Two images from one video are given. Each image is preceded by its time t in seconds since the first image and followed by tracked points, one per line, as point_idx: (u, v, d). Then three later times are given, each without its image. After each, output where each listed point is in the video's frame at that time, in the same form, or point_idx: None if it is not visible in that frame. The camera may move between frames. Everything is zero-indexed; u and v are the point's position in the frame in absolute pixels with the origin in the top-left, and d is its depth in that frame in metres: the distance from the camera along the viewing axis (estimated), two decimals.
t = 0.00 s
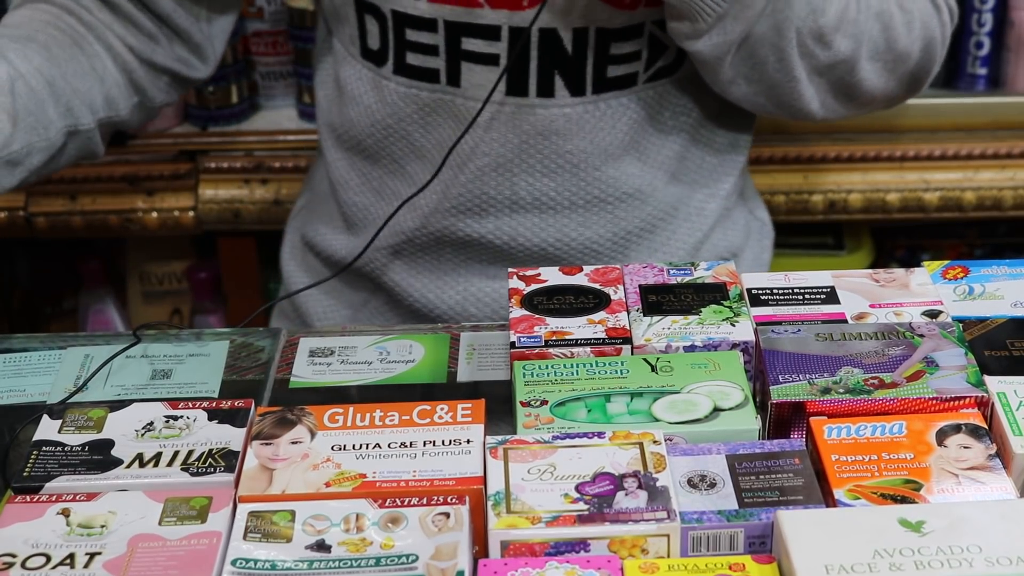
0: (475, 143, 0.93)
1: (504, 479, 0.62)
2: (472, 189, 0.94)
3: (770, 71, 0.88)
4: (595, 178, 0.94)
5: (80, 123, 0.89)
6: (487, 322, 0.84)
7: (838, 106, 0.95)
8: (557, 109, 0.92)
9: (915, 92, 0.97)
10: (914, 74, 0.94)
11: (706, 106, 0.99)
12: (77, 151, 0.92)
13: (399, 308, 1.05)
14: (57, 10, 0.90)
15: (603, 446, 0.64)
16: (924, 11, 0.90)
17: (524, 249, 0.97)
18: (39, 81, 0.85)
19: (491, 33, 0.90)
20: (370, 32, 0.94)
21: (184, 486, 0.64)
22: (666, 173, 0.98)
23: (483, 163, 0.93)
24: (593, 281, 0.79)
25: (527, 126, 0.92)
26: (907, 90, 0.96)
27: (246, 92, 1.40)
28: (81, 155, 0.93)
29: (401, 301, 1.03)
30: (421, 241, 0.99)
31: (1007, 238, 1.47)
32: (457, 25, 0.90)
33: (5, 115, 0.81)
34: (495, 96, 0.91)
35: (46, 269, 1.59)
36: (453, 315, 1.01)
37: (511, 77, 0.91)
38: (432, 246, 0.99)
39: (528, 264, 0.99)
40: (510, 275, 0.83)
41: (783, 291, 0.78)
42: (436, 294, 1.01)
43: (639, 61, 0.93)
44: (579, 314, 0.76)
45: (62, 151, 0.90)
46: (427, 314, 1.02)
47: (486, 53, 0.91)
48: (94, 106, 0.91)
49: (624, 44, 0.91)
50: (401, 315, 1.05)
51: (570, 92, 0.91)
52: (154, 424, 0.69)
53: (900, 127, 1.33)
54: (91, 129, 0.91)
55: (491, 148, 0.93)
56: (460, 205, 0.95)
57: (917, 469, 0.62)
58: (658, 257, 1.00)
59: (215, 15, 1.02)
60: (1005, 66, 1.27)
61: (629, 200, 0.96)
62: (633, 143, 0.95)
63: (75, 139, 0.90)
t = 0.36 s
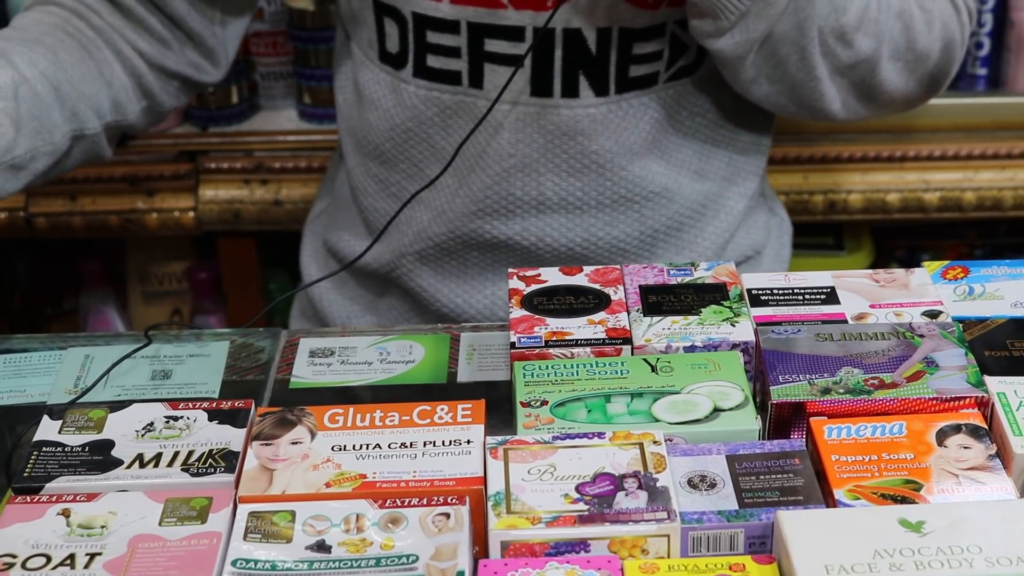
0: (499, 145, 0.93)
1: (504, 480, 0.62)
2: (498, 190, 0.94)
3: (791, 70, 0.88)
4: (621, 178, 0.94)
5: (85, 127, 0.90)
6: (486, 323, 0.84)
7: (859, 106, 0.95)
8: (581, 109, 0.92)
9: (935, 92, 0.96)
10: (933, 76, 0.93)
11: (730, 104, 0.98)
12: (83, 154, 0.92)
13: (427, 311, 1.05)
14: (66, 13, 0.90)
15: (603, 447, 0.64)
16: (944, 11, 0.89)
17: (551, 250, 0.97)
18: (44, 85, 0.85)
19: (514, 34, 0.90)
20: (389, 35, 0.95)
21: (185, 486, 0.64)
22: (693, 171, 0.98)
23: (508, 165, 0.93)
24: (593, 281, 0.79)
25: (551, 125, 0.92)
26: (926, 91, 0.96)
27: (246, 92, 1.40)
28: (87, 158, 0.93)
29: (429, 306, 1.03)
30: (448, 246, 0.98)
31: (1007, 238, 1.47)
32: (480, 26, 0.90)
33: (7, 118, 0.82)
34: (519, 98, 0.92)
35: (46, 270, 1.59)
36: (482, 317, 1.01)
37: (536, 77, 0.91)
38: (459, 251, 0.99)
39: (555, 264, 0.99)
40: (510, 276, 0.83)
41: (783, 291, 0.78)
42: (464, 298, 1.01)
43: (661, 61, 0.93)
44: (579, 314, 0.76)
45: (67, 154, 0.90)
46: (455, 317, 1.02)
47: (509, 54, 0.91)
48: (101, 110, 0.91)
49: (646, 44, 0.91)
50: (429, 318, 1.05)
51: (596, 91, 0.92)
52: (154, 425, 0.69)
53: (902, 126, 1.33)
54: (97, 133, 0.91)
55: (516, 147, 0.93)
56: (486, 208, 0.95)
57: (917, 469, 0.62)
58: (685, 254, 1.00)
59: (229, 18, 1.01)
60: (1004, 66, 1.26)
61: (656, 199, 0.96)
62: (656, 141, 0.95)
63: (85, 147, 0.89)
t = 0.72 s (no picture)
0: (505, 149, 0.92)
1: (504, 480, 0.62)
2: (504, 193, 0.93)
3: (794, 74, 0.88)
4: (627, 179, 0.94)
5: (83, 128, 0.89)
6: (486, 323, 0.84)
7: (858, 105, 0.96)
8: (586, 112, 0.91)
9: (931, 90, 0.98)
10: (930, 74, 0.95)
11: (730, 104, 0.99)
12: (81, 155, 0.92)
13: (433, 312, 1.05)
14: (64, 14, 0.90)
15: (603, 447, 0.63)
16: (941, 11, 0.91)
17: (557, 251, 0.97)
18: (42, 86, 0.85)
19: (522, 39, 0.90)
20: (396, 38, 0.95)
21: (184, 486, 0.64)
22: (698, 171, 0.98)
23: (516, 169, 0.92)
24: (593, 281, 0.79)
25: (556, 128, 0.91)
26: (921, 88, 0.97)
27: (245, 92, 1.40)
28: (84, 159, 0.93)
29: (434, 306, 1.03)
30: (453, 248, 0.98)
31: (1006, 238, 1.47)
32: (487, 32, 0.90)
33: (4, 120, 0.82)
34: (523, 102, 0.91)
35: (45, 270, 1.59)
36: (489, 317, 1.01)
37: (543, 83, 0.91)
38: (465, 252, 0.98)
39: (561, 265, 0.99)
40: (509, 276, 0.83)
41: (782, 291, 0.78)
42: (471, 298, 1.01)
43: (665, 64, 0.93)
44: (578, 314, 0.76)
45: (64, 155, 0.90)
46: (461, 318, 1.02)
47: (517, 59, 0.91)
48: (98, 111, 0.91)
49: (653, 46, 0.92)
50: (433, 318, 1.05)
51: (602, 95, 0.92)
52: (154, 425, 0.69)
53: (903, 126, 1.33)
54: (95, 134, 0.91)
55: (522, 151, 0.92)
56: (492, 211, 0.94)
57: (916, 469, 0.62)
58: (689, 251, 1.00)
59: (227, 21, 1.02)
60: (1003, 66, 1.26)
61: (661, 199, 0.96)
62: (660, 142, 0.96)
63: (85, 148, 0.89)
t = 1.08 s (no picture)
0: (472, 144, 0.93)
1: (503, 480, 0.62)
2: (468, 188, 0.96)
3: (780, 81, 0.89)
4: (591, 183, 0.95)
5: (80, 130, 0.89)
6: (485, 323, 0.84)
7: (851, 113, 0.96)
8: (554, 113, 0.92)
9: (931, 98, 0.97)
10: (928, 82, 0.93)
11: (713, 105, 0.99)
12: (80, 157, 0.92)
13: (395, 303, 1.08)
14: (59, 15, 0.90)
15: (602, 447, 0.64)
16: (938, 18, 0.89)
17: (518, 249, 0.99)
18: (38, 88, 0.85)
19: (494, 35, 0.90)
20: (372, 30, 0.94)
21: (183, 486, 0.63)
22: (665, 175, 0.98)
23: (478, 165, 0.94)
24: (592, 281, 0.79)
25: (523, 129, 0.93)
26: (922, 97, 0.96)
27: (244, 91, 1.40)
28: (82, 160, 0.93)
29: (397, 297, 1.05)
30: (417, 239, 1.00)
31: (1005, 238, 1.47)
32: (460, 26, 0.90)
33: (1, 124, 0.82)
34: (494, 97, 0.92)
35: (44, 270, 1.59)
36: (447, 312, 1.03)
37: (511, 78, 0.91)
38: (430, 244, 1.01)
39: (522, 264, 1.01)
40: (508, 276, 0.83)
41: (782, 291, 0.78)
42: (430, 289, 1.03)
43: (640, 68, 0.93)
44: (577, 314, 0.76)
45: (64, 157, 0.91)
46: (423, 313, 1.05)
47: (489, 55, 0.91)
48: (97, 112, 0.91)
49: (627, 49, 0.92)
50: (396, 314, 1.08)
51: (570, 97, 0.92)
52: (153, 424, 0.69)
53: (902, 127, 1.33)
54: (93, 136, 0.91)
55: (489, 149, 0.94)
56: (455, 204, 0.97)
57: (915, 469, 0.62)
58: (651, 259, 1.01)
59: (226, 11, 1.00)
60: (1002, 66, 1.27)
61: (625, 204, 0.98)
62: (630, 146, 0.96)
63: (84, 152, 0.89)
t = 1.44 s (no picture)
0: (439, 139, 0.93)
1: (503, 480, 0.62)
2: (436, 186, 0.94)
3: (755, 70, 0.89)
4: (559, 178, 0.94)
5: (43, 122, 0.90)
6: (485, 323, 0.84)
7: (824, 102, 0.96)
8: (523, 106, 0.92)
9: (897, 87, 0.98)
10: (895, 70, 0.94)
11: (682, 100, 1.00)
12: (43, 150, 0.93)
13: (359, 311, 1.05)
14: (21, 9, 0.90)
15: (601, 447, 0.64)
16: (905, 7, 0.90)
17: (483, 250, 0.97)
18: None
19: (465, 27, 0.90)
20: (343, 29, 0.96)
21: (183, 486, 0.63)
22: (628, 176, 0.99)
23: (446, 159, 0.93)
24: (591, 281, 0.79)
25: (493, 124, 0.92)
26: (887, 85, 0.96)
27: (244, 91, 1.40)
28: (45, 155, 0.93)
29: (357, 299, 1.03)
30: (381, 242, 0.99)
31: (1005, 238, 1.47)
32: (433, 19, 0.91)
33: None
34: (464, 91, 0.92)
35: (45, 270, 1.59)
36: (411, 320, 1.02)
37: (483, 71, 0.91)
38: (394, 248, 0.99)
39: (487, 268, 0.99)
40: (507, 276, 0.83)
41: (782, 291, 0.78)
42: (394, 294, 1.01)
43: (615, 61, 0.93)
44: (576, 314, 0.76)
45: (25, 149, 0.91)
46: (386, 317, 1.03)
47: (460, 48, 0.91)
48: (59, 106, 0.92)
49: (600, 42, 0.92)
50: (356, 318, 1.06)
51: (542, 89, 0.92)
52: (152, 424, 0.69)
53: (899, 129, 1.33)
54: (56, 129, 0.92)
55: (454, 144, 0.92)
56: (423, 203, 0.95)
57: (915, 468, 0.62)
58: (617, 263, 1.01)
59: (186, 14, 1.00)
60: (1000, 68, 1.26)
61: (591, 203, 0.97)
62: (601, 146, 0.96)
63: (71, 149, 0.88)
